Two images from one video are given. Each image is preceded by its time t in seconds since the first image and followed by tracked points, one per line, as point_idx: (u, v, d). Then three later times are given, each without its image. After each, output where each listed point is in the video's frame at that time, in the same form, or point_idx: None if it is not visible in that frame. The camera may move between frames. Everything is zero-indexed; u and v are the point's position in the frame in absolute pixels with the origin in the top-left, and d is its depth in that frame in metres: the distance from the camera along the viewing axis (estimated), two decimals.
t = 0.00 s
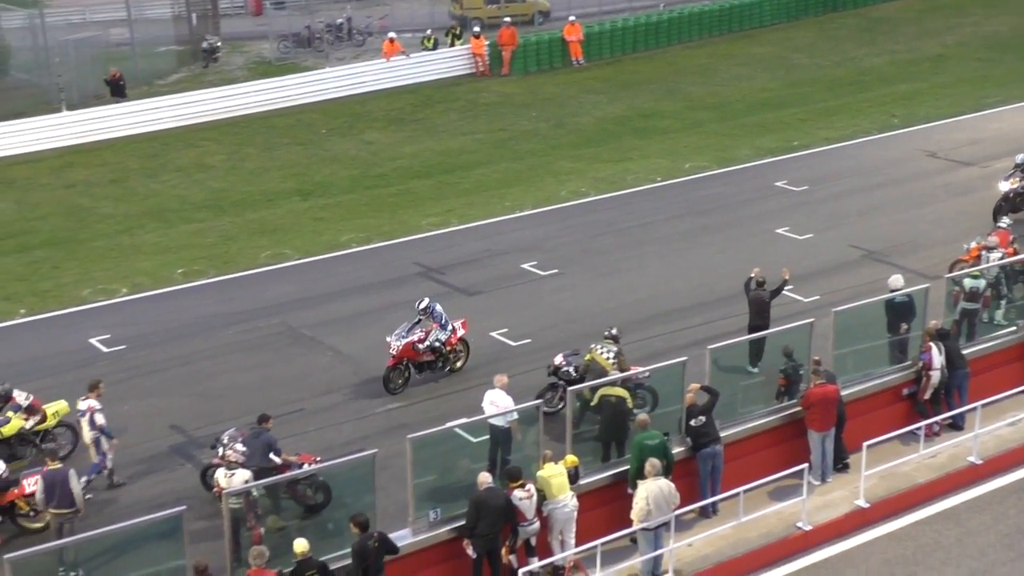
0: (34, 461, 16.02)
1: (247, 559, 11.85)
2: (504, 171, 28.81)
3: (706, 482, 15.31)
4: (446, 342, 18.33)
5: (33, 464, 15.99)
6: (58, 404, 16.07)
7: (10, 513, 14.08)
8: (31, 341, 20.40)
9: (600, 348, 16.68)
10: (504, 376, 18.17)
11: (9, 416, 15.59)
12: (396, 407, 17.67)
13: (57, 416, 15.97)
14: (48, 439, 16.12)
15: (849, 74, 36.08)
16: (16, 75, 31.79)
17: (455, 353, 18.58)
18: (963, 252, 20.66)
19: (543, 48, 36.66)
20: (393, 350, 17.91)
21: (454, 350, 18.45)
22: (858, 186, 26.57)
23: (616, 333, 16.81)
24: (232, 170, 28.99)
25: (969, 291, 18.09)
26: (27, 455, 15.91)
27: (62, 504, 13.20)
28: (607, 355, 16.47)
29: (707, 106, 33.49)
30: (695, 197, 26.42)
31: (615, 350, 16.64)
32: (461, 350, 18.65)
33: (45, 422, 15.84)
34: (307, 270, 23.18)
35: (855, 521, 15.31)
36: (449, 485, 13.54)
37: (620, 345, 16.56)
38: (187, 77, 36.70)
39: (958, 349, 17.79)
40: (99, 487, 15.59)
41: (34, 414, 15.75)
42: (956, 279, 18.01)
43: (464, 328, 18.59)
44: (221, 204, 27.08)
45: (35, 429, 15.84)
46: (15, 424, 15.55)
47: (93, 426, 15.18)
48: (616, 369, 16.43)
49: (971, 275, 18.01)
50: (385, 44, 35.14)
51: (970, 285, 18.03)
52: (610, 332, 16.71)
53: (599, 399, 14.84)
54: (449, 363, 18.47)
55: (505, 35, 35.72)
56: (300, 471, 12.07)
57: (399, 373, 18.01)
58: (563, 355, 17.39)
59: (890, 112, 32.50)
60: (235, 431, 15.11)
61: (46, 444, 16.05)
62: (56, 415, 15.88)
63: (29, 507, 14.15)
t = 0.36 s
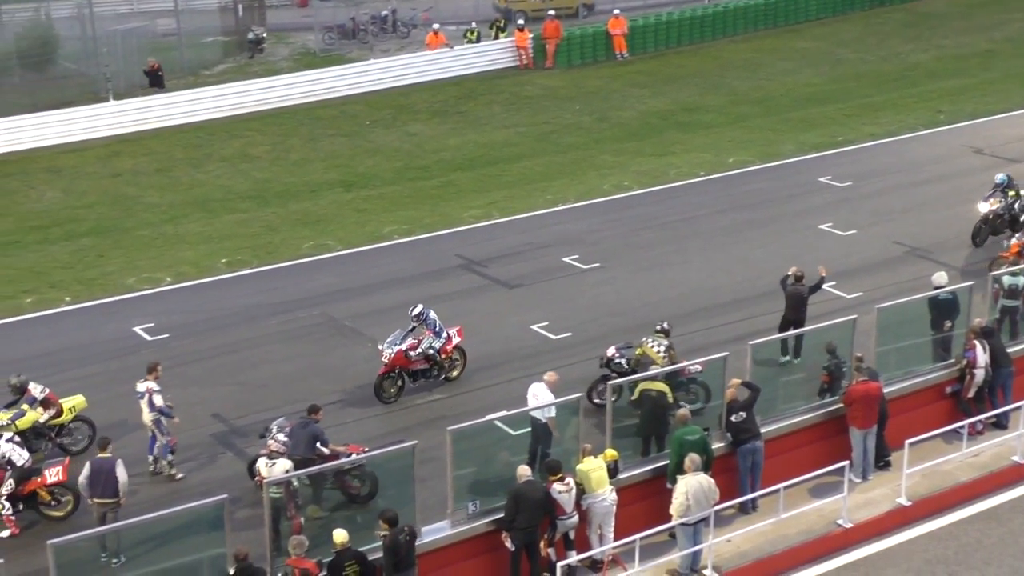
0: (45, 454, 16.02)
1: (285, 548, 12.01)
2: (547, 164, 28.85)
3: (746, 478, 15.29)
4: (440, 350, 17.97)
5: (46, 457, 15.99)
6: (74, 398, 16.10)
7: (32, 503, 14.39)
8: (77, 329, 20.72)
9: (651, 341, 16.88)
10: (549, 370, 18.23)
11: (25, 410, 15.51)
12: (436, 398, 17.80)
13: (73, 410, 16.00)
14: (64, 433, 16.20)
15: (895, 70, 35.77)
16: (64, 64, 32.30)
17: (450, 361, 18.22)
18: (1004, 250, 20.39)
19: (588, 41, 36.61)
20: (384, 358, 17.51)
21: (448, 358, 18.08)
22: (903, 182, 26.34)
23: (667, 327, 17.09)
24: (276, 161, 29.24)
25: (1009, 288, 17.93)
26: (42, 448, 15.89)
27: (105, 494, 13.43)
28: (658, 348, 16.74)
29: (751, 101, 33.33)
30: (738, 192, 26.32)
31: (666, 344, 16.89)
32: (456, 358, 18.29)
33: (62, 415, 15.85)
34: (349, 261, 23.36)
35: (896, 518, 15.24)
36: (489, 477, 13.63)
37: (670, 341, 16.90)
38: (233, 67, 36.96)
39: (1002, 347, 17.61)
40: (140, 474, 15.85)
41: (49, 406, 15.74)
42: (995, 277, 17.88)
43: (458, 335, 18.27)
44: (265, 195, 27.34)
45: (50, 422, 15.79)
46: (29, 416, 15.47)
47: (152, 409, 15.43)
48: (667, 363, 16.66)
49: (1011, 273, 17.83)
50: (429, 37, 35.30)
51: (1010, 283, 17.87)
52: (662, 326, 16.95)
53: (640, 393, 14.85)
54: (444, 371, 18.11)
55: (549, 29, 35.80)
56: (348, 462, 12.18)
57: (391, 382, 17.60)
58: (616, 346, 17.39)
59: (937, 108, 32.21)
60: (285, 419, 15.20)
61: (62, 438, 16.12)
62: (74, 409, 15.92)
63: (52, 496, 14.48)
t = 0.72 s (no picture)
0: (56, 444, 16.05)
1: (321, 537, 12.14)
2: (586, 156, 28.85)
3: (782, 473, 15.27)
4: (436, 354, 17.70)
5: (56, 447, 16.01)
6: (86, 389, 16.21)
7: (59, 488, 14.70)
8: (117, 316, 21.01)
9: (697, 333, 16.95)
10: (587, 363, 18.25)
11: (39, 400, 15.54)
12: (472, 389, 17.90)
13: (86, 402, 16.11)
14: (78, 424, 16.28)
15: (938, 65, 35.44)
16: (108, 52, 32.59)
17: (446, 365, 17.92)
18: None
19: (628, 32, 36.54)
20: (375, 360, 17.36)
21: (444, 363, 17.80)
22: (945, 178, 26.12)
23: (712, 320, 17.12)
24: (315, 150, 29.45)
25: None
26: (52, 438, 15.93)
27: (139, 482, 13.62)
28: (705, 341, 16.75)
29: (791, 94, 33.14)
30: (777, 187, 26.20)
31: (713, 337, 16.92)
32: (452, 363, 17.98)
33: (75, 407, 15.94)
34: (387, 252, 23.49)
35: (933, 516, 15.16)
36: (524, 468, 13.69)
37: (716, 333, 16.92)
38: (274, 57, 37.20)
39: None
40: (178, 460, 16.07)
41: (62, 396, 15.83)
42: None
43: (455, 340, 17.97)
44: (304, 184, 27.55)
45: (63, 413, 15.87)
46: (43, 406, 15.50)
47: (210, 399, 15.65)
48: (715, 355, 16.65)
49: None
50: (470, 27, 35.36)
51: None
52: (708, 318, 17.01)
53: (676, 386, 14.86)
54: (439, 375, 17.82)
55: (590, 21, 35.78)
56: (397, 450, 12.47)
57: (380, 385, 17.36)
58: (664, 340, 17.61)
59: (980, 104, 31.89)
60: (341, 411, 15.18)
61: (75, 429, 16.20)
62: (87, 399, 16.01)
63: (78, 482, 14.75)
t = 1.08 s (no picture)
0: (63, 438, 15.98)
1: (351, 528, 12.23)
2: (620, 151, 28.83)
3: (813, 471, 15.23)
4: (425, 359, 17.52)
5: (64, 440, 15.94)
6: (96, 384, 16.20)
7: (89, 476, 14.93)
8: (152, 305, 21.23)
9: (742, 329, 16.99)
10: (617, 358, 18.31)
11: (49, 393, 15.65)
12: (503, 383, 17.98)
13: (96, 396, 16.08)
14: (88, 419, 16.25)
15: (978, 63, 35.13)
16: (146, 43, 32.84)
17: (437, 370, 17.72)
18: None
19: (665, 27, 36.45)
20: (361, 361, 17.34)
21: (434, 366, 17.60)
22: (983, 176, 25.91)
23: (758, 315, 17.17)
24: (351, 142, 29.61)
25: None
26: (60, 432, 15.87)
27: (167, 472, 13.71)
28: (749, 336, 16.82)
29: (827, 91, 32.96)
30: (812, 184, 26.08)
31: (758, 333, 16.94)
32: (444, 368, 17.77)
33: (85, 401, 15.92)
34: (421, 245, 23.60)
35: (966, 516, 15.09)
36: (555, 463, 13.75)
37: (762, 330, 16.97)
38: (310, 48, 37.37)
39: None
40: (210, 449, 16.25)
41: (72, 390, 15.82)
42: None
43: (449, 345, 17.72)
44: (339, 175, 27.72)
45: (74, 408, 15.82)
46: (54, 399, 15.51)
47: (258, 390, 15.76)
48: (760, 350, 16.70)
49: None
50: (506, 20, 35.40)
51: None
52: (754, 314, 17.08)
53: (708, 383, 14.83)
54: (428, 380, 17.64)
55: (627, 16, 35.74)
56: (439, 445, 12.64)
57: (367, 386, 17.41)
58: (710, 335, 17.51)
59: (1019, 102, 31.60)
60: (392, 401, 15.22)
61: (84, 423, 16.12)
62: (98, 393, 16.00)
63: (107, 469, 15.00)
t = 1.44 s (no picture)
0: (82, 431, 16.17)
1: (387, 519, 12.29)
2: (659, 145, 28.75)
3: (851, 469, 15.13)
4: (426, 359, 17.40)
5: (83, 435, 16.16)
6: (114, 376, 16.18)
7: (130, 462, 15.15)
8: (191, 295, 21.46)
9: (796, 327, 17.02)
10: (652, 353, 18.30)
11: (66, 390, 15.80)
12: (539, 376, 18.02)
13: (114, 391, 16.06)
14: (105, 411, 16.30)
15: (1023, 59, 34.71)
16: (188, 34, 32.93)
17: (436, 370, 17.62)
18: None
19: (705, 21, 36.29)
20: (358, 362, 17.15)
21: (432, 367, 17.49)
22: None
23: (814, 317, 17.22)
24: (390, 134, 29.74)
25: None
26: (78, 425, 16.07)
27: (197, 462, 13.83)
28: (802, 337, 16.78)
29: (869, 87, 32.68)
30: (852, 179, 25.90)
31: (812, 333, 16.93)
32: (443, 368, 17.67)
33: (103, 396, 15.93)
34: (458, 237, 23.66)
35: (1005, 517, 14.95)
36: (590, 457, 13.75)
37: (816, 331, 16.95)
38: (349, 41, 37.48)
39: None
40: (247, 439, 16.44)
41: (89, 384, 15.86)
42: None
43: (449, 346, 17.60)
44: (377, 168, 27.86)
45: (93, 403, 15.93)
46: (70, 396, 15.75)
47: (312, 376, 16.01)
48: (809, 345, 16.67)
49: None
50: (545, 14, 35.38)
51: None
52: (810, 315, 17.15)
53: (745, 379, 14.73)
54: (426, 380, 17.54)
55: (667, 9, 35.61)
56: (491, 440, 12.96)
57: (363, 386, 17.15)
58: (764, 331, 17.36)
59: None
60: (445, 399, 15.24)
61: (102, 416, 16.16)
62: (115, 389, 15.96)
63: (148, 457, 15.17)
